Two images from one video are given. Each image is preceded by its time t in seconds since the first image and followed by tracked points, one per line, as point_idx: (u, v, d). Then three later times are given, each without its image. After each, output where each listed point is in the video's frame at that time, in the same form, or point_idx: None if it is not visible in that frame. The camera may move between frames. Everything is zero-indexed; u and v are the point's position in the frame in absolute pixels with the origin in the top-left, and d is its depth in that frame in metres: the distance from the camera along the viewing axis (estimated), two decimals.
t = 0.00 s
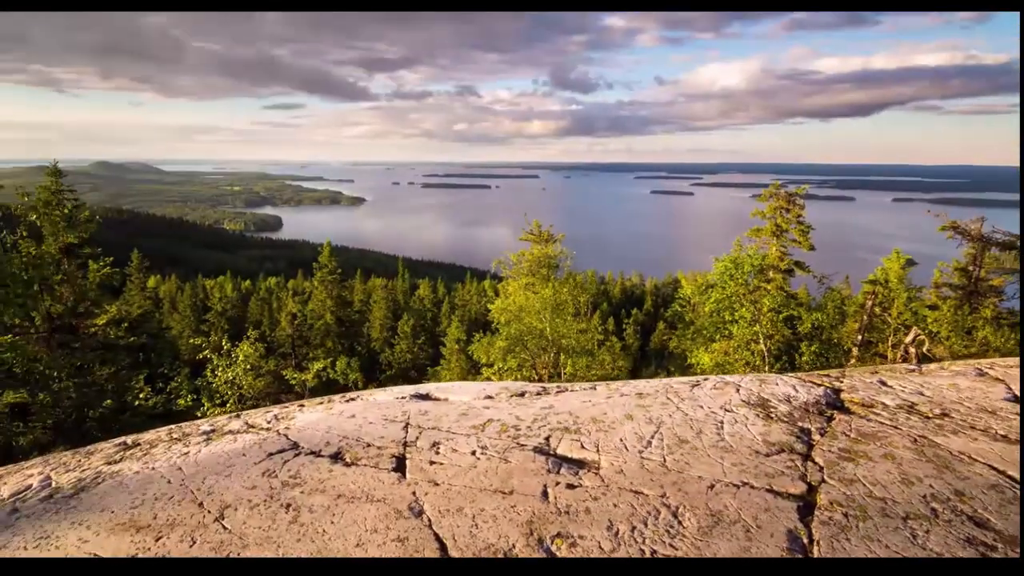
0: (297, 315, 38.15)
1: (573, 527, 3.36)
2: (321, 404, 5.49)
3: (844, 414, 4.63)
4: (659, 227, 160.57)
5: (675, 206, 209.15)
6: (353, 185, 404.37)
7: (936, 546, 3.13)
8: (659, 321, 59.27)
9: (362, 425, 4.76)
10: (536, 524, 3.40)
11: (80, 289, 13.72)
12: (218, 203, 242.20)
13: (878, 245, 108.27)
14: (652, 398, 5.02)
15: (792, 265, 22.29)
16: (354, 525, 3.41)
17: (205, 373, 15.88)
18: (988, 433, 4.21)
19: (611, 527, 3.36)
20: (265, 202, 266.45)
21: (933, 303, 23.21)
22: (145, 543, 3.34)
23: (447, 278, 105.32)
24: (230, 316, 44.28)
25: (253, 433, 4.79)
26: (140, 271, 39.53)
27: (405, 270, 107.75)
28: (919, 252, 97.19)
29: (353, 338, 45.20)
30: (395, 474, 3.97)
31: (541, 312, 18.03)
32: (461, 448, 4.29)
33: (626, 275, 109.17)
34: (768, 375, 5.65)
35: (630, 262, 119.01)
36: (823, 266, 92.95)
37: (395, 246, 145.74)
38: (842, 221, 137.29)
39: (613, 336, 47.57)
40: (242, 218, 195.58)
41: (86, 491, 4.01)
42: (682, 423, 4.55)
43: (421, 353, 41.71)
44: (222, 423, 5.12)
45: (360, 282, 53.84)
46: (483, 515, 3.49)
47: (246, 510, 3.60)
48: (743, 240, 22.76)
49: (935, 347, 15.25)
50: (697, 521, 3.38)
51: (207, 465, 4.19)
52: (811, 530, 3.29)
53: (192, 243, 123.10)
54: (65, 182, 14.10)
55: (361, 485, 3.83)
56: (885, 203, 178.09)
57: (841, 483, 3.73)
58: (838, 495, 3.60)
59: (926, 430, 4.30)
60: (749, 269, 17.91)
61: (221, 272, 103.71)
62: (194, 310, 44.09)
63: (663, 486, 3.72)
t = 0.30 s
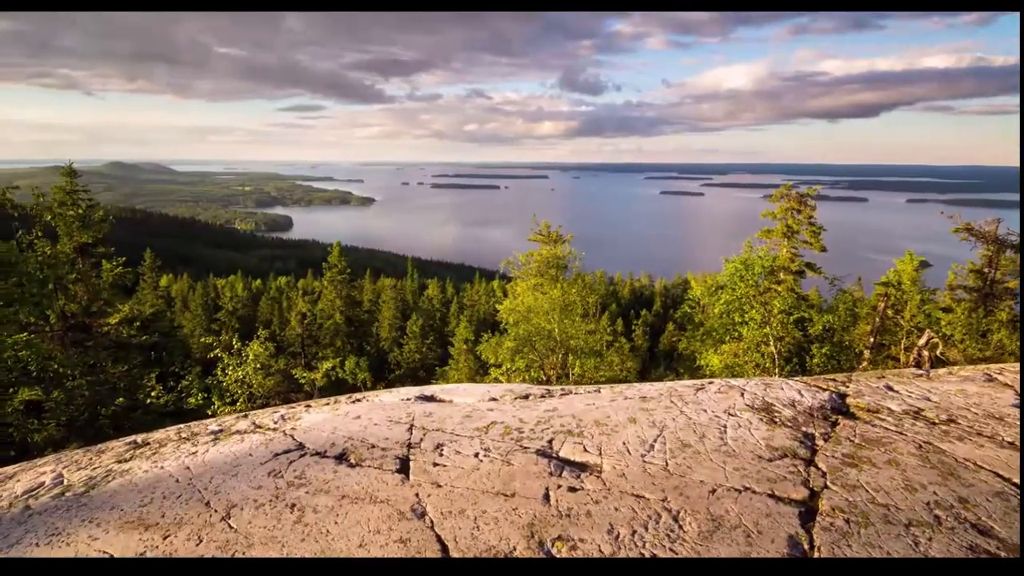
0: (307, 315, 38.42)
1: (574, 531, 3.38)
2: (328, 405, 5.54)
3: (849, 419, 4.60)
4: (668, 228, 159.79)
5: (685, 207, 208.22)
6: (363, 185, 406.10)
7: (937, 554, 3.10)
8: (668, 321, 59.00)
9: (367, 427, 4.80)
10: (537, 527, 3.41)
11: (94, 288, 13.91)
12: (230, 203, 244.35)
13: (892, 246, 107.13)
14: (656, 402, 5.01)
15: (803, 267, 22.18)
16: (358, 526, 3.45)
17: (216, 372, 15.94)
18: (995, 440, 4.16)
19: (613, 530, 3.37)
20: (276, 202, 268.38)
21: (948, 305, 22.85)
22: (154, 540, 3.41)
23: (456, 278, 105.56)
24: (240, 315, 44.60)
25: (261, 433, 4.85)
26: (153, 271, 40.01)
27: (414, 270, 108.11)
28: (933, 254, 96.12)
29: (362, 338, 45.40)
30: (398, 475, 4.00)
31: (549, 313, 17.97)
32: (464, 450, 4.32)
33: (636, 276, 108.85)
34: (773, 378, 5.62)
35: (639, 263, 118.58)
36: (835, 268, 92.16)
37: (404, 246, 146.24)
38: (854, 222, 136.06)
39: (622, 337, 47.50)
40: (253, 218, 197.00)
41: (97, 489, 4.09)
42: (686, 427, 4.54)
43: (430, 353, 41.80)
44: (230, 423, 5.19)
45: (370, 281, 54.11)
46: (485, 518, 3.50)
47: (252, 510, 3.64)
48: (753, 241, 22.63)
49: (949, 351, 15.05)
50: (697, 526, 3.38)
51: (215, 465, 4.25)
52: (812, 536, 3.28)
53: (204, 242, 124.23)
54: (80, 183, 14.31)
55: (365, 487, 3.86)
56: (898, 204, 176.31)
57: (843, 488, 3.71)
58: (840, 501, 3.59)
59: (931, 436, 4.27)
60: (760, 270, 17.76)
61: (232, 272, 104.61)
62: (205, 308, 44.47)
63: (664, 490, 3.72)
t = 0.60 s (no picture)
0: (316, 314, 38.72)
1: (575, 534, 3.38)
2: (333, 406, 5.58)
3: (854, 425, 4.58)
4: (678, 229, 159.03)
5: (694, 208, 207.22)
6: (372, 185, 407.77)
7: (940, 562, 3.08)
8: (678, 322, 58.79)
9: (372, 428, 4.84)
10: (537, 530, 3.43)
11: (107, 287, 14.10)
12: (241, 203, 246.42)
13: (905, 248, 106.00)
14: (659, 406, 5.01)
15: (814, 268, 22.08)
16: (361, 526, 3.48)
17: (226, 371, 16.03)
18: (1001, 447, 4.12)
19: (613, 533, 3.38)
20: (287, 202, 270.31)
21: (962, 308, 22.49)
22: (162, 538, 3.47)
23: (465, 278, 105.75)
24: (251, 313, 44.98)
25: (267, 433, 4.91)
26: (165, 270, 40.44)
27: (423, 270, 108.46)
28: (948, 255, 94.98)
29: (371, 337, 45.61)
30: (402, 477, 4.03)
31: (558, 314, 17.93)
32: (467, 452, 4.35)
33: (645, 277, 108.51)
34: (778, 383, 5.60)
35: (649, 264, 118.17)
36: (847, 270, 91.34)
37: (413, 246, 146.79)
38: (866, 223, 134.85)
39: (631, 338, 47.40)
40: (264, 218, 198.48)
41: (106, 487, 4.16)
42: (689, 431, 4.54)
43: (438, 353, 41.93)
44: (237, 423, 5.25)
45: (379, 281, 54.36)
46: (486, 520, 3.53)
47: (258, 509, 3.69)
48: (764, 242, 22.47)
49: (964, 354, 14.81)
50: (698, 530, 3.38)
51: (223, 465, 4.30)
52: (813, 542, 3.27)
53: (215, 242, 125.41)
54: (94, 183, 14.54)
55: (369, 487, 3.90)
56: (911, 205, 174.43)
57: (846, 494, 3.69)
58: (842, 506, 3.58)
59: (936, 442, 4.23)
60: (770, 272, 17.56)
61: (242, 271, 105.52)
62: (216, 307, 44.89)
63: (665, 494, 3.72)
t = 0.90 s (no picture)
0: (339, 313, 39.30)
1: (576, 540, 3.42)
2: (348, 407, 5.70)
3: (864, 437, 4.52)
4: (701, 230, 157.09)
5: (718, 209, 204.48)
6: (395, 185, 412.43)
7: None
8: (701, 325, 58.06)
9: (384, 430, 4.94)
10: (539, 535, 3.47)
11: (137, 286, 14.53)
12: (267, 203, 251.15)
13: (938, 251, 102.94)
14: (669, 414, 5.01)
15: (841, 272, 21.65)
16: (369, 527, 3.56)
17: (249, 369, 16.33)
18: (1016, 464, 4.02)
19: (614, 542, 3.40)
20: (311, 203, 274.51)
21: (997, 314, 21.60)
22: (180, 533, 3.60)
23: (486, 279, 106.02)
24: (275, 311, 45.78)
25: (283, 434, 5.04)
26: (193, 268, 41.48)
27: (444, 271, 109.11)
28: (984, 260, 92.03)
29: (392, 337, 46.06)
30: (410, 480, 4.11)
31: (578, 316, 17.87)
32: (475, 456, 4.41)
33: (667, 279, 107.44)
34: (791, 393, 5.54)
35: (672, 266, 116.97)
36: (877, 274, 89.10)
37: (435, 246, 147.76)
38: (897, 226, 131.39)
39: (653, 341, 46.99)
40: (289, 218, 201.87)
41: (129, 484, 4.33)
42: (696, 440, 4.53)
43: (459, 353, 42.14)
44: (255, 423, 5.40)
45: (401, 281, 54.87)
46: (490, 524, 3.58)
47: (272, 508, 3.80)
48: (790, 244, 22.07)
49: (1000, 362, 14.31)
50: (699, 540, 3.39)
51: (240, 464, 4.44)
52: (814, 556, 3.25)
53: (242, 241, 128.02)
54: (126, 184, 15.05)
55: (378, 489, 3.99)
56: (944, 208, 169.48)
57: (851, 508, 3.66)
58: (847, 520, 3.54)
59: (949, 457, 4.15)
60: (795, 275, 17.18)
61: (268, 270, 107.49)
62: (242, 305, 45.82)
63: (669, 503, 3.73)
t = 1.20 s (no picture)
0: (351, 313, 39.65)
1: (578, 545, 3.44)
2: (357, 409, 5.77)
3: (871, 445, 4.48)
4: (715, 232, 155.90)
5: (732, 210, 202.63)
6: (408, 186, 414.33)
7: None
8: (714, 327, 57.66)
9: (391, 432, 4.99)
10: (542, 539, 3.49)
11: (154, 285, 14.76)
12: (282, 203, 253.68)
13: (958, 254, 101.10)
14: (674, 419, 5.02)
15: (858, 274, 21.36)
16: (375, 528, 3.61)
17: (262, 368, 16.48)
18: None
19: (615, 546, 3.42)
20: (325, 203, 276.71)
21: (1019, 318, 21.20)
22: (192, 531, 3.68)
23: (498, 279, 106.10)
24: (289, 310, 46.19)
25: (293, 434, 5.12)
26: (209, 268, 42.08)
27: (457, 271, 109.32)
28: (1006, 263, 90.23)
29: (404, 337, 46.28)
30: (416, 481, 4.15)
31: (590, 317, 17.84)
32: (480, 459, 4.44)
33: (681, 280, 106.71)
34: (797, 398, 5.51)
35: (685, 268, 116.13)
36: (896, 277, 87.79)
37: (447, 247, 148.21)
38: (916, 227, 129.29)
39: (665, 342, 46.76)
40: (303, 218, 203.52)
41: (143, 481, 4.43)
42: (701, 445, 4.52)
43: (470, 354, 42.25)
44: (266, 423, 5.49)
45: (413, 282, 55.10)
46: (493, 527, 3.61)
47: (280, 507, 3.87)
48: (805, 246, 21.86)
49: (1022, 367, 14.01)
50: (700, 547, 3.39)
51: (250, 464, 4.52)
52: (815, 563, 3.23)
53: (256, 241, 129.39)
54: (144, 185, 15.32)
55: (384, 490, 4.04)
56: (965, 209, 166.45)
57: (855, 516, 3.63)
58: (850, 529, 3.52)
59: (956, 466, 4.10)
60: (811, 278, 16.97)
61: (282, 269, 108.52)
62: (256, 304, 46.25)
63: (671, 509, 3.73)
